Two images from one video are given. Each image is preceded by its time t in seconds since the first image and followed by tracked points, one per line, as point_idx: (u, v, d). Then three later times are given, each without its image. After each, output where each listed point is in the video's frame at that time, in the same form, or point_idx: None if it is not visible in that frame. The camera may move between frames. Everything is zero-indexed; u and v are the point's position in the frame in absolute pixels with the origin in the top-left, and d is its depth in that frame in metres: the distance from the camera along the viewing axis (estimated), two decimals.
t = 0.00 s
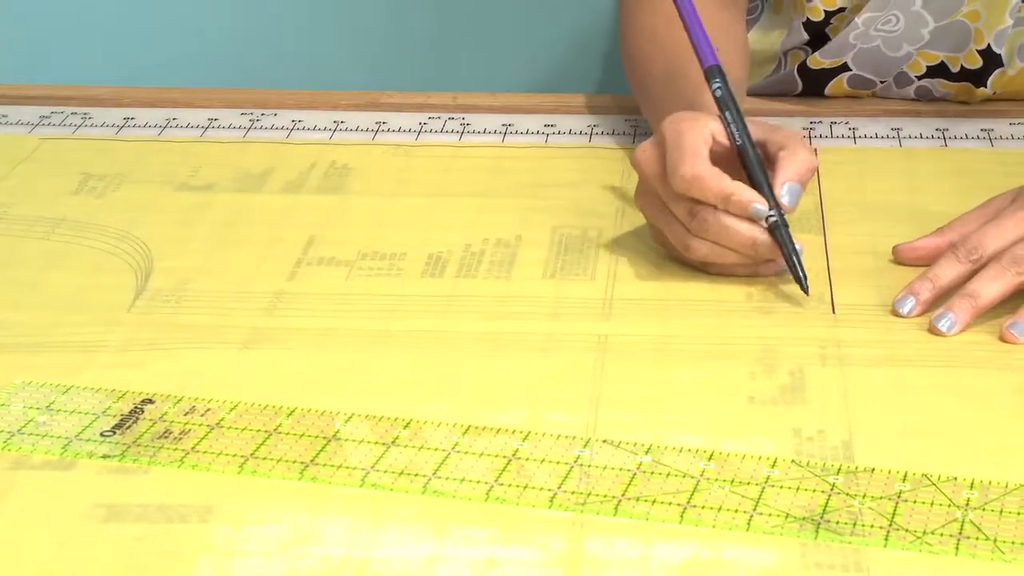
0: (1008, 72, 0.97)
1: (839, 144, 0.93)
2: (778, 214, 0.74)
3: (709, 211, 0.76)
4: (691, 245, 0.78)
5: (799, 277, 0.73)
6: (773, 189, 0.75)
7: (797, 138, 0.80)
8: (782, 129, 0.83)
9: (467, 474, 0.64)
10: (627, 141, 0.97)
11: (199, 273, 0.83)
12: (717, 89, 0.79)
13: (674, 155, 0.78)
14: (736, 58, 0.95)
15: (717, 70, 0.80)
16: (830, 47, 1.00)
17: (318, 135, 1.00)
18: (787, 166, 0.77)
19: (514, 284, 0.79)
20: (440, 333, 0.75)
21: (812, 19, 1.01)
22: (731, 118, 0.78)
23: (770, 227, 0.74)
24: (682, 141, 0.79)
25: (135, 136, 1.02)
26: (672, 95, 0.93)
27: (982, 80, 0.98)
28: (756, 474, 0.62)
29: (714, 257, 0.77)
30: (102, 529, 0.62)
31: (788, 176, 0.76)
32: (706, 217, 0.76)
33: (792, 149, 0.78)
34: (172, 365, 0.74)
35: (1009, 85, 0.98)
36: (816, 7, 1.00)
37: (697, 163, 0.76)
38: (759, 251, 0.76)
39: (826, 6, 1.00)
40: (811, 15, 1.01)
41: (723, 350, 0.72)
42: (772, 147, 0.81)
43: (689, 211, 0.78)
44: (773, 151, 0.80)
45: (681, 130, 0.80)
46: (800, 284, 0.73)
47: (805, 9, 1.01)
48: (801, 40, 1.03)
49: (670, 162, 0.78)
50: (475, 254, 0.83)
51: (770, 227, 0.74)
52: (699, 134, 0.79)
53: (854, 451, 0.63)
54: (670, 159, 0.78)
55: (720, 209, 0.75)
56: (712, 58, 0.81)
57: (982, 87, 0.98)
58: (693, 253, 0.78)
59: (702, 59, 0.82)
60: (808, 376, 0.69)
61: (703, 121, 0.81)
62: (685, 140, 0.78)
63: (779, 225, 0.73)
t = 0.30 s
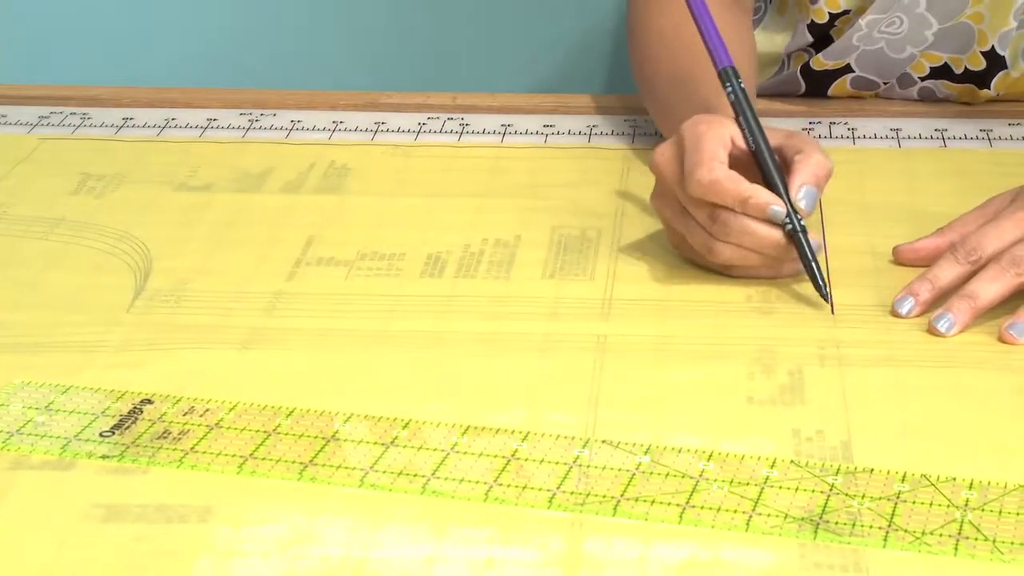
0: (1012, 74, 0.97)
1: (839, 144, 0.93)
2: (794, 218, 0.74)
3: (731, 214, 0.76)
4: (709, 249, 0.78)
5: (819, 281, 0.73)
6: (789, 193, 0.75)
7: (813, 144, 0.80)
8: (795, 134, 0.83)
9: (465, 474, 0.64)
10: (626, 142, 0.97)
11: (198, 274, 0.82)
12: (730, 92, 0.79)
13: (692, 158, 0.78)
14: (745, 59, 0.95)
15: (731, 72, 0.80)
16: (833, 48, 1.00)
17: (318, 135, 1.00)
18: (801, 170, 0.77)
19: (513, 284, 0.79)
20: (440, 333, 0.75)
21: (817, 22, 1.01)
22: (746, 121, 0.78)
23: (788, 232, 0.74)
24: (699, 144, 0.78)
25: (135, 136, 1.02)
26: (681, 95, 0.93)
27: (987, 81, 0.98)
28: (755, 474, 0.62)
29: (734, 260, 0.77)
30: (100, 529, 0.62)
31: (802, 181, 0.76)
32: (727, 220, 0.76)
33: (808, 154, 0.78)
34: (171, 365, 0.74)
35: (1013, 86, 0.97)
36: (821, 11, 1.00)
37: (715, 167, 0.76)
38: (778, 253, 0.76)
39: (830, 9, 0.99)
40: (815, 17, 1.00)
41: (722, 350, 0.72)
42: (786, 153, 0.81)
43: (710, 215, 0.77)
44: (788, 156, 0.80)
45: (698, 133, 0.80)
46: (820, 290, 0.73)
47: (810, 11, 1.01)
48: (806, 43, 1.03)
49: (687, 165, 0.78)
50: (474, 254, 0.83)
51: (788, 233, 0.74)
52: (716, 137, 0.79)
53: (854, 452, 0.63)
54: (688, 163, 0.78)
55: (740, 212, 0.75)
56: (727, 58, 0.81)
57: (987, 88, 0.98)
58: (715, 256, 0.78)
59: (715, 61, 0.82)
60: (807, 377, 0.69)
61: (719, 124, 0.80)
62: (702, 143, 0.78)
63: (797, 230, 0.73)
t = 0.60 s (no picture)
0: (1011, 75, 0.96)
1: (838, 145, 0.93)
2: (782, 221, 0.74)
3: (718, 215, 0.76)
4: (695, 250, 0.78)
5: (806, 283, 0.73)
6: (778, 198, 0.75)
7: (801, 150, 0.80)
8: (784, 137, 0.83)
9: (465, 474, 0.64)
10: (626, 142, 0.97)
11: (198, 274, 0.82)
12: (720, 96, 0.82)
13: (677, 161, 0.78)
14: (747, 59, 0.94)
15: (721, 76, 0.84)
16: (833, 53, 1.00)
17: (317, 136, 1.00)
18: (788, 176, 0.76)
19: (513, 285, 0.79)
20: (440, 333, 0.75)
21: (815, 25, 1.00)
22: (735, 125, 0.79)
23: (776, 235, 0.74)
24: (684, 146, 0.78)
25: (135, 136, 1.02)
26: (683, 94, 0.92)
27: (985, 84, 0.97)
28: (755, 474, 0.62)
29: (719, 260, 0.77)
30: (99, 529, 0.62)
31: (789, 186, 0.75)
32: (713, 221, 0.76)
33: (797, 158, 0.78)
34: (170, 366, 0.74)
35: (1012, 87, 0.97)
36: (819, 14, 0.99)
37: (700, 170, 0.76)
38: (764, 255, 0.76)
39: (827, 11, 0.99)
40: (814, 21, 1.00)
41: (721, 350, 0.72)
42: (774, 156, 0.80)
43: (695, 216, 0.77)
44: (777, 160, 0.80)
45: (682, 135, 0.79)
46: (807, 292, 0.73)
47: (808, 14, 1.00)
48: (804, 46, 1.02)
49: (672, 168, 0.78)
50: (474, 254, 0.83)
51: (776, 235, 0.74)
52: (700, 139, 0.79)
53: (853, 452, 0.63)
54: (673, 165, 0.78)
55: (726, 214, 0.75)
56: (717, 66, 0.86)
57: (985, 90, 0.98)
58: (702, 257, 0.78)
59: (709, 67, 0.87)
60: (807, 377, 0.69)
61: (705, 126, 0.80)
62: (686, 146, 0.78)
63: (785, 232, 0.74)
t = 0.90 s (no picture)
0: (1008, 76, 0.97)
1: (838, 146, 0.93)
2: (799, 227, 0.74)
3: (735, 218, 0.76)
4: (711, 253, 0.78)
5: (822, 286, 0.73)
6: (794, 204, 0.75)
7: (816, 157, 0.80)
8: (795, 143, 0.83)
9: (465, 475, 0.64)
10: (626, 142, 0.97)
11: (199, 274, 0.82)
12: (737, 104, 0.79)
13: (695, 164, 0.77)
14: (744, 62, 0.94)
15: (739, 84, 0.80)
16: (831, 57, 1.00)
17: (318, 136, 1.00)
18: (806, 182, 0.76)
19: (513, 285, 0.79)
20: (440, 334, 0.75)
21: (811, 28, 1.00)
22: (752, 133, 0.78)
23: (794, 241, 0.74)
24: (702, 150, 0.78)
25: (135, 137, 1.02)
26: (682, 97, 0.92)
27: (983, 86, 0.97)
28: (755, 474, 0.62)
29: (735, 263, 0.77)
30: (99, 530, 0.62)
31: (809, 193, 0.75)
32: (730, 224, 0.76)
33: (813, 164, 0.78)
34: (170, 366, 0.74)
35: (1011, 87, 0.97)
36: (815, 16, 0.99)
37: (720, 174, 0.76)
38: (780, 259, 0.76)
39: (823, 15, 0.99)
40: (810, 23, 1.00)
41: (721, 351, 0.72)
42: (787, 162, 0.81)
43: (712, 219, 0.77)
44: (790, 166, 0.80)
45: (700, 138, 0.79)
46: (824, 296, 0.73)
47: (804, 16, 1.00)
48: (801, 47, 1.02)
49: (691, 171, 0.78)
50: (475, 255, 0.83)
51: (794, 241, 0.74)
52: (718, 143, 0.79)
53: (854, 453, 0.63)
54: (691, 168, 0.78)
55: (744, 217, 0.75)
56: (733, 70, 0.81)
57: (983, 91, 0.98)
58: (716, 260, 0.78)
59: (722, 72, 0.81)
60: (807, 378, 0.69)
61: (721, 130, 0.80)
62: (705, 149, 0.78)
63: (802, 238, 0.74)
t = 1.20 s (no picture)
0: (1012, 76, 0.96)
1: (841, 146, 0.93)
2: (804, 233, 0.74)
3: (739, 222, 0.76)
4: (714, 257, 0.78)
5: (826, 290, 0.73)
6: (798, 210, 0.75)
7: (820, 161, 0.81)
8: (799, 147, 0.83)
9: (469, 475, 0.64)
10: (629, 143, 0.97)
11: (201, 274, 0.82)
12: (741, 109, 0.79)
13: (700, 168, 0.77)
14: (748, 65, 0.94)
15: (742, 89, 0.80)
16: (835, 55, 1.00)
17: (321, 136, 1.00)
18: (809, 187, 0.76)
19: (516, 285, 0.79)
20: (442, 335, 0.75)
21: (815, 27, 1.01)
22: (756, 138, 0.78)
23: (798, 246, 0.74)
24: (708, 154, 0.78)
25: (139, 137, 1.02)
26: (685, 98, 0.92)
27: (988, 87, 0.97)
28: (758, 474, 0.62)
29: (738, 267, 0.77)
30: (102, 529, 0.62)
31: (811, 199, 0.76)
32: (734, 228, 0.76)
33: (817, 169, 0.78)
34: (175, 366, 0.74)
35: (1015, 88, 0.97)
36: (820, 17, 1.00)
37: (725, 178, 0.76)
38: (783, 263, 0.76)
39: (828, 15, 1.00)
40: (815, 23, 1.01)
41: (725, 351, 0.71)
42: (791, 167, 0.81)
43: (716, 223, 0.77)
44: (794, 169, 0.80)
45: (705, 142, 0.79)
46: (829, 300, 0.73)
47: (810, 15, 1.01)
48: (804, 44, 1.02)
49: (696, 175, 0.78)
50: (478, 255, 0.83)
51: (798, 246, 0.74)
52: (723, 147, 0.79)
53: (857, 454, 0.63)
54: (695, 172, 0.78)
55: (748, 221, 0.75)
56: (737, 76, 0.81)
57: (987, 91, 0.97)
58: (720, 263, 0.78)
59: (725, 76, 0.81)
60: (811, 379, 0.69)
61: (726, 134, 0.81)
62: (710, 153, 0.78)
63: (807, 244, 0.74)
